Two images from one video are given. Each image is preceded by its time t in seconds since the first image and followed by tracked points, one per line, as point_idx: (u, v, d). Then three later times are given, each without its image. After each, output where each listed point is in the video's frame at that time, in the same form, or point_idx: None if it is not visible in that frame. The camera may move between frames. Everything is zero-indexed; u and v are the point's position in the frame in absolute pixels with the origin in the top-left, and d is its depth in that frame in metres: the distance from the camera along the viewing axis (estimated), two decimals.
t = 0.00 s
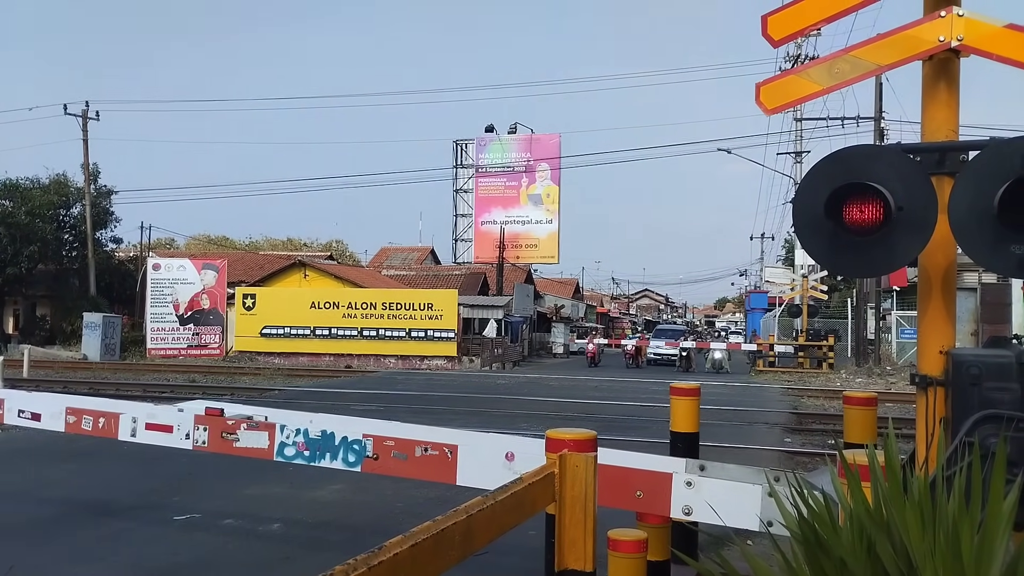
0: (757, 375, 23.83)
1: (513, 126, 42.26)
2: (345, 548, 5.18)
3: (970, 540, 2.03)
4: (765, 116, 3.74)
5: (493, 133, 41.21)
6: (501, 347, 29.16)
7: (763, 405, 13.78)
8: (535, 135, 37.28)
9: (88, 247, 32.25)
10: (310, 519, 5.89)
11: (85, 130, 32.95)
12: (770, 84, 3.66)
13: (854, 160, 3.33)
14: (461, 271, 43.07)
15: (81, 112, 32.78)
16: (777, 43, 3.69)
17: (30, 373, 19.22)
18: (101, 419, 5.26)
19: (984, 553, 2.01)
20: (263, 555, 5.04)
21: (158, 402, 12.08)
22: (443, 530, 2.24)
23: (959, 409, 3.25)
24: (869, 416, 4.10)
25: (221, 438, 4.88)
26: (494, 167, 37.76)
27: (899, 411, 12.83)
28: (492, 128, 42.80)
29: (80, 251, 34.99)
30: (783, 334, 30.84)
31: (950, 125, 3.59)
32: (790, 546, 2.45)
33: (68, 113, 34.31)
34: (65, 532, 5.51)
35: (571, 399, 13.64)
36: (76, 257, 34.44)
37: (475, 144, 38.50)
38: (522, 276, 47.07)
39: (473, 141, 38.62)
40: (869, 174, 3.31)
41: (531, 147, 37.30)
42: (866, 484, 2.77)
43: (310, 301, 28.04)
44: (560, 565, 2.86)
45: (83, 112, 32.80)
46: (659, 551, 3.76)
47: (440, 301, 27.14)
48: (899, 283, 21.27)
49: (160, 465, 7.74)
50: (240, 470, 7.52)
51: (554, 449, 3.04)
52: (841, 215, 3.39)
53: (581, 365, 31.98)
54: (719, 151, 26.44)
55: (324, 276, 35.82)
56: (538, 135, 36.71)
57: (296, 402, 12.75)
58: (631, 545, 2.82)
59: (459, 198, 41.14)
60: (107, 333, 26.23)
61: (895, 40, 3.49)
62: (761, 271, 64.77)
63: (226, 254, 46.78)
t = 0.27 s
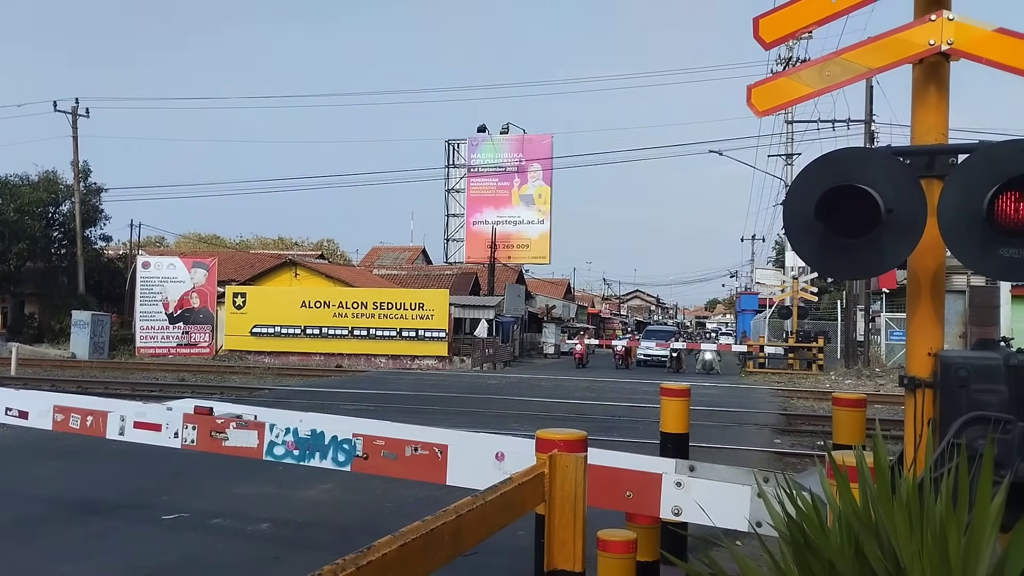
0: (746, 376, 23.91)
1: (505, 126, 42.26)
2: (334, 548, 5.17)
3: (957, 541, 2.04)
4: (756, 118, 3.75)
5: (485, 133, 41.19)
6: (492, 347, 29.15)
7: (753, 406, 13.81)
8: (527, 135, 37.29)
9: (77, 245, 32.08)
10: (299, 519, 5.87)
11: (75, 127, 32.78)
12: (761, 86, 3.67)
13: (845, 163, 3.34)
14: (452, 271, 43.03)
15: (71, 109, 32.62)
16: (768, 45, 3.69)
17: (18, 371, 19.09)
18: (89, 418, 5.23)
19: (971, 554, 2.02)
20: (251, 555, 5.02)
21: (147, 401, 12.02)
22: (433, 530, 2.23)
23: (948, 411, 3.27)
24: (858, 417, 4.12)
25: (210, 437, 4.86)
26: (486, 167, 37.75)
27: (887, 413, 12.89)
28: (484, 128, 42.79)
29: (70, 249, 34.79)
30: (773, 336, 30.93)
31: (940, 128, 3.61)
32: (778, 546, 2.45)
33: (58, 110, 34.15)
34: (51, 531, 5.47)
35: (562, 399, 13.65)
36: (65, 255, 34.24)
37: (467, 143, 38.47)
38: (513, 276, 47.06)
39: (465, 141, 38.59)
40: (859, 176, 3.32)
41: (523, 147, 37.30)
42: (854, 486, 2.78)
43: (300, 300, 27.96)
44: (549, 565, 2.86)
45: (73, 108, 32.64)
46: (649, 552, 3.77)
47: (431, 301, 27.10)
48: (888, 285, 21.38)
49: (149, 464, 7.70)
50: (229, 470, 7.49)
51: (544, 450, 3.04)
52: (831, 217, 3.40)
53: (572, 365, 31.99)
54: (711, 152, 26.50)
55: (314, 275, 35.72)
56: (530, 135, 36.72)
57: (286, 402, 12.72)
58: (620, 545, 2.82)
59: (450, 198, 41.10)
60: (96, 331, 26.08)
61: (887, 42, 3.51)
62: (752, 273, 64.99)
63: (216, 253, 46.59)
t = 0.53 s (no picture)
0: (737, 377, 23.97)
1: (497, 126, 42.25)
2: (323, 548, 5.15)
3: (944, 539, 2.05)
4: (747, 119, 3.77)
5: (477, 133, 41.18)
6: (483, 347, 29.14)
7: (743, 406, 13.85)
8: (519, 135, 37.30)
9: (66, 244, 31.93)
10: (289, 519, 5.85)
11: (64, 125, 32.64)
12: (752, 87, 3.70)
13: (835, 163, 3.34)
14: (443, 271, 43.00)
15: (60, 107, 32.47)
16: (760, 46, 3.70)
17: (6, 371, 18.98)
18: (78, 417, 5.20)
19: (959, 554, 2.03)
20: (240, 555, 5.00)
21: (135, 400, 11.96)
22: (423, 529, 2.23)
23: (936, 412, 3.28)
24: (848, 417, 4.14)
25: (199, 437, 4.83)
26: (478, 167, 37.74)
27: (877, 413, 12.95)
28: (476, 128, 42.77)
29: (58, 248, 34.62)
30: (764, 336, 31.03)
31: (929, 130, 3.63)
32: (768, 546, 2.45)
33: (48, 109, 33.99)
34: (38, 532, 5.44)
35: (553, 399, 13.65)
36: (54, 254, 34.08)
37: (458, 143, 38.45)
38: (505, 276, 47.06)
39: (457, 141, 38.57)
40: (850, 176, 3.33)
41: (515, 147, 37.31)
42: (842, 486, 2.80)
43: (291, 300, 27.89)
44: (539, 565, 2.86)
45: (62, 107, 32.49)
46: (639, 551, 3.78)
47: (422, 301, 27.05)
48: (877, 286, 21.47)
49: (138, 464, 7.66)
50: (219, 470, 7.45)
51: (534, 450, 3.04)
52: (821, 218, 3.41)
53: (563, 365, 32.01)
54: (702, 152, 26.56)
55: (305, 275, 35.64)
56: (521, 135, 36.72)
57: (277, 401, 12.68)
58: (610, 545, 2.82)
59: (442, 198, 41.05)
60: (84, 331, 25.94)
61: (876, 45, 3.52)
62: (742, 274, 65.18)
63: (206, 252, 46.43)
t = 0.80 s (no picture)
0: (730, 374, 24.03)
1: (491, 124, 42.21)
2: (317, 547, 5.15)
3: (935, 538, 2.06)
4: (740, 118, 3.78)
5: (470, 131, 41.13)
6: (476, 345, 29.12)
7: (736, 404, 13.87)
8: (512, 133, 37.27)
9: (58, 241, 31.82)
10: (282, 517, 5.84)
11: (56, 122, 32.53)
12: (745, 86, 3.70)
13: (828, 161, 3.35)
14: (437, 269, 42.96)
15: (52, 104, 32.37)
16: (752, 45, 3.71)
17: None
18: (70, 416, 5.18)
19: (950, 551, 2.04)
20: (233, 554, 4.98)
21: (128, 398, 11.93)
22: (416, 527, 2.23)
23: (928, 409, 3.30)
24: (840, 415, 4.15)
25: (192, 435, 4.82)
26: (472, 165, 37.70)
27: (869, 411, 13.00)
28: (470, 126, 42.74)
29: (50, 245, 34.50)
30: (756, 334, 31.10)
31: (921, 129, 3.64)
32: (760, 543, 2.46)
33: (39, 106, 33.85)
34: (30, 530, 5.41)
35: (547, 397, 13.65)
36: (46, 251, 33.97)
37: (452, 141, 38.40)
38: (498, 274, 47.06)
39: (451, 139, 38.51)
40: (842, 175, 3.34)
41: (508, 145, 37.29)
42: (834, 482, 2.81)
43: (284, 298, 27.83)
44: (532, 564, 2.86)
45: (54, 104, 32.39)
46: (632, 549, 3.78)
47: (416, 299, 27.02)
48: (870, 284, 21.54)
49: (131, 462, 7.64)
50: (212, 468, 7.43)
51: (528, 447, 3.04)
52: (813, 216, 3.42)
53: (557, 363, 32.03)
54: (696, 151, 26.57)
55: (299, 273, 35.57)
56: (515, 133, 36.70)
57: (270, 399, 12.67)
58: (604, 543, 2.83)
59: (436, 196, 41.00)
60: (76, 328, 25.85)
61: (869, 43, 3.53)
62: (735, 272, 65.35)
63: (199, 250, 46.27)
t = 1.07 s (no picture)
0: (728, 372, 24.06)
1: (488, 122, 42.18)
2: (315, 546, 5.14)
3: (934, 535, 2.06)
4: (737, 115, 3.79)
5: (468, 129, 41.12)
6: (474, 344, 29.10)
7: (734, 402, 13.88)
8: (510, 131, 37.26)
9: (55, 240, 31.80)
10: (280, 516, 5.83)
11: (52, 121, 32.50)
12: (742, 83, 3.71)
13: (825, 159, 3.36)
14: (435, 267, 42.95)
15: (48, 103, 32.35)
16: (749, 42, 3.71)
17: None
18: (67, 415, 5.17)
19: (947, 548, 2.04)
20: (231, 553, 4.98)
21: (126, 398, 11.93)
22: (414, 525, 2.23)
23: (925, 406, 3.30)
24: (838, 412, 4.16)
25: (190, 434, 4.81)
26: (469, 163, 37.67)
27: (867, 408, 13.02)
28: (467, 124, 42.72)
29: (47, 245, 34.48)
30: (754, 332, 31.12)
31: (918, 126, 3.64)
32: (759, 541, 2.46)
33: (36, 104, 33.84)
34: (28, 530, 5.41)
35: (545, 396, 13.65)
36: (43, 251, 33.95)
37: (449, 139, 38.37)
38: (496, 273, 47.07)
39: (448, 137, 38.49)
40: (839, 173, 3.35)
41: (506, 143, 37.27)
42: (832, 479, 2.81)
43: (282, 297, 27.82)
44: (530, 562, 2.87)
45: (50, 103, 32.37)
46: (630, 547, 3.79)
47: (414, 297, 27.01)
48: (867, 281, 21.54)
49: (129, 462, 7.63)
50: (209, 468, 7.43)
51: (525, 445, 3.04)
52: (810, 213, 3.42)
53: (555, 361, 32.06)
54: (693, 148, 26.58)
55: (296, 271, 35.54)
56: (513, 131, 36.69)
57: (268, 398, 12.66)
58: (602, 541, 2.83)
59: (433, 194, 40.97)
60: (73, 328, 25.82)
61: (865, 41, 3.53)
62: (733, 270, 65.43)
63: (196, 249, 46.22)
